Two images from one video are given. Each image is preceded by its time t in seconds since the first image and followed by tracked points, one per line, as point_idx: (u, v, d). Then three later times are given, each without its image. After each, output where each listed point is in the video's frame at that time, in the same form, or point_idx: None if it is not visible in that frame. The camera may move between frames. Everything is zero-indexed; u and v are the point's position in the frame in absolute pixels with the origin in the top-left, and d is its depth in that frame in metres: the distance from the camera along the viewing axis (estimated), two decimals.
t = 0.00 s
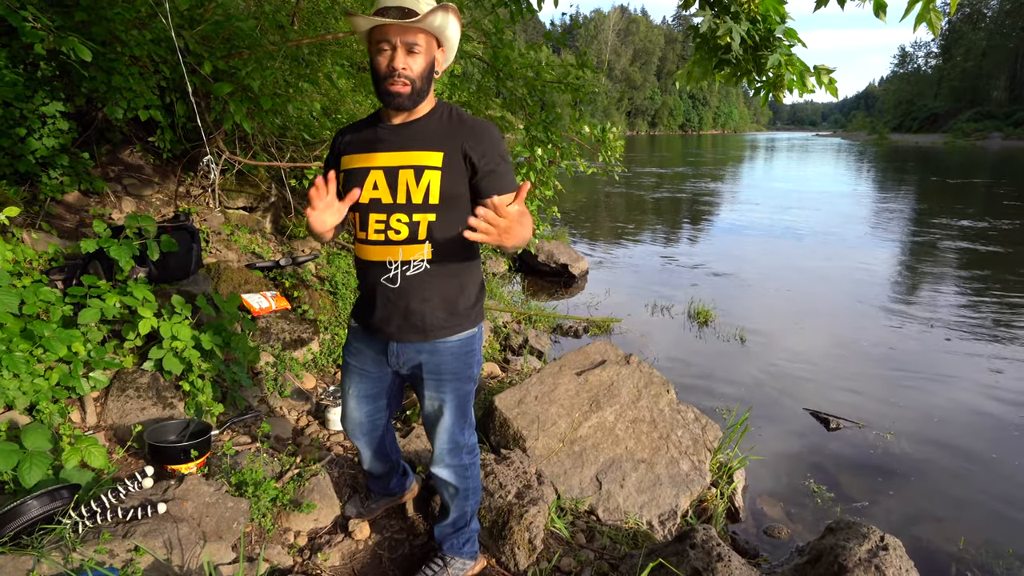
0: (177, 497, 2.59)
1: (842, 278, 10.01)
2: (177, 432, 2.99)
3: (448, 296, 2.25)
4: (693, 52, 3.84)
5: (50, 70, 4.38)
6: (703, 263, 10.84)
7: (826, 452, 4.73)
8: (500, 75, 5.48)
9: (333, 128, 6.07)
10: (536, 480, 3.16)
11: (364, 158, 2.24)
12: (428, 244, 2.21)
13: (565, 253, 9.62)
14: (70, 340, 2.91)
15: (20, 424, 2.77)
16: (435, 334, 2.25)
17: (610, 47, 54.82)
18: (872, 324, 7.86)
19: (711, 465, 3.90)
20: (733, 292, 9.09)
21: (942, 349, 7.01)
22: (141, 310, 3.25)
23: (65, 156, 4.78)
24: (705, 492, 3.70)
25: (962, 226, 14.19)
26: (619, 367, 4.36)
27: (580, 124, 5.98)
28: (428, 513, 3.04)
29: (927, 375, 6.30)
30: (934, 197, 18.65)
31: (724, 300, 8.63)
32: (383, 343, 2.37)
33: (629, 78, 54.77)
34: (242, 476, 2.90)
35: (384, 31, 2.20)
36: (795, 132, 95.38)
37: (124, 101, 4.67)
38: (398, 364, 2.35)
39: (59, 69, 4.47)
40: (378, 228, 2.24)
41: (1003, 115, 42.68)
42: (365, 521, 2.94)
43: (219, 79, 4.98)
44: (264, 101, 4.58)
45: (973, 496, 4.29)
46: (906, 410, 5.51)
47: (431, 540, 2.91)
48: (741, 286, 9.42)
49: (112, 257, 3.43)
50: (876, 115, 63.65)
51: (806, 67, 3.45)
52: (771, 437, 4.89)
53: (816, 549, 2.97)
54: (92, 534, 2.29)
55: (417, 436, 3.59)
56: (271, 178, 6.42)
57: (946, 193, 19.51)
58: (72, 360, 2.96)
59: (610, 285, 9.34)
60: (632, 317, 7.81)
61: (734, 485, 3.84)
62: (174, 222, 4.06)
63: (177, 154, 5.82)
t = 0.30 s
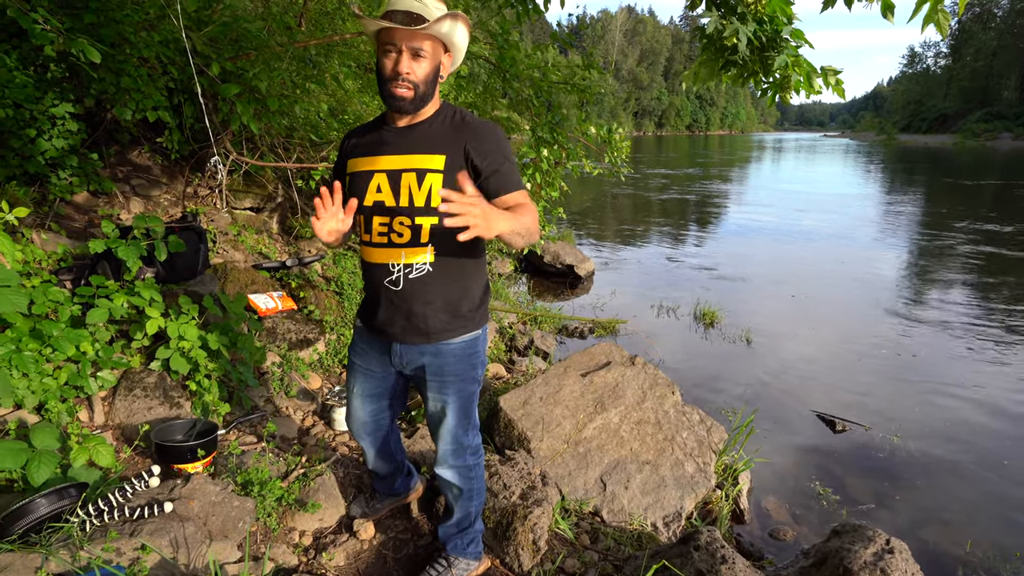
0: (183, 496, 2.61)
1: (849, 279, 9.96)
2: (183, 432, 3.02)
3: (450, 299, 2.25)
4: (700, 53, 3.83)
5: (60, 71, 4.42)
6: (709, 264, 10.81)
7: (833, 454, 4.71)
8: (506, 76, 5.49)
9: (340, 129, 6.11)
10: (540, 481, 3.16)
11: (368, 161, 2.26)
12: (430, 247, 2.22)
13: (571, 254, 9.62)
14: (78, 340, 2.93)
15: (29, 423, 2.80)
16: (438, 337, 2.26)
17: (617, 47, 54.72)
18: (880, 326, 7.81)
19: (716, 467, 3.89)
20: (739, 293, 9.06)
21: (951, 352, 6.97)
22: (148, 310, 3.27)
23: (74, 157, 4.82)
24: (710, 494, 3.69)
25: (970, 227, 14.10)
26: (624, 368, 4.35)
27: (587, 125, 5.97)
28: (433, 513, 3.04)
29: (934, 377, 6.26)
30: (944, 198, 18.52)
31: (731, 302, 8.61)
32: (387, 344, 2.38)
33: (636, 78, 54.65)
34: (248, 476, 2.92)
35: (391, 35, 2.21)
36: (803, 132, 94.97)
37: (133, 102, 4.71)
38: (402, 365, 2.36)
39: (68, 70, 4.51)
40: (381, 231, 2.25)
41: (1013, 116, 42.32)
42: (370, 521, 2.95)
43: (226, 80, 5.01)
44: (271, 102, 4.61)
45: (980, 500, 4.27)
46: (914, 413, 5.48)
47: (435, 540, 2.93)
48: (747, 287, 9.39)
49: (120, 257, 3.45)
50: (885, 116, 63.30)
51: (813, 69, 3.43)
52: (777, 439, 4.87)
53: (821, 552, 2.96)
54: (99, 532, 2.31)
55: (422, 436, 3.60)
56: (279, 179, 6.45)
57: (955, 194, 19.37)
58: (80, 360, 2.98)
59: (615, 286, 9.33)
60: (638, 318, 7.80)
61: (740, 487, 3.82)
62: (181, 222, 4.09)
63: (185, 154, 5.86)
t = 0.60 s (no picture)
0: (192, 490, 2.64)
1: (853, 280, 9.95)
2: (191, 428, 3.05)
3: (458, 295, 2.28)
4: (704, 53, 3.85)
5: (69, 71, 4.46)
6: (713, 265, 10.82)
7: (836, 454, 4.72)
8: (511, 76, 5.52)
9: (345, 129, 6.16)
10: (545, 478, 3.18)
11: (376, 159, 2.28)
12: (440, 244, 2.25)
13: (574, 254, 9.63)
14: (88, 336, 2.96)
15: (39, 418, 2.83)
16: (446, 333, 2.29)
17: (621, 48, 54.70)
18: (884, 327, 7.81)
19: (720, 466, 3.91)
20: (743, 294, 9.06)
21: (954, 353, 6.97)
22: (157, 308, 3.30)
23: (82, 156, 4.87)
24: (713, 492, 3.71)
25: (975, 229, 14.07)
26: (628, 367, 4.38)
27: (590, 125, 6.00)
28: (438, 509, 3.07)
29: (938, 378, 6.26)
30: (949, 200, 18.47)
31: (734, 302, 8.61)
32: (395, 341, 2.41)
33: (640, 79, 54.63)
34: (255, 471, 2.95)
35: (398, 35, 2.24)
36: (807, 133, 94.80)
37: (140, 102, 4.74)
38: (409, 361, 2.39)
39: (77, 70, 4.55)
40: (390, 228, 2.27)
41: (1019, 117, 42.17)
42: (376, 516, 2.98)
43: (233, 80, 5.05)
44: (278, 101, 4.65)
45: (983, 499, 4.27)
46: (917, 414, 5.49)
47: (440, 535, 2.96)
48: (751, 288, 9.39)
49: (129, 255, 3.48)
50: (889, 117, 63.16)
51: (817, 69, 3.45)
52: (780, 438, 4.88)
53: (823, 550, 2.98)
54: (110, 525, 2.34)
55: (427, 433, 3.62)
56: (284, 179, 6.48)
57: (960, 195, 19.34)
58: (89, 356, 3.01)
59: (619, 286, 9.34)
60: (641, 318, 7.81)
61: (743, 485, 3.84)
62: (188, 221, 4.12)
63: (191, 154, 5.90)
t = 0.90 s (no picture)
0: (207, 484, 2.69)
1: (855, 281, 9.99)
2: (204, 424, 3.10)
3: (469, 294, 2.32)
4: (707, 55, 3.89)
5: (80, 72, 4.50)
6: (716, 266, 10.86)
7: (839, 452, 4.76)
8: (515, 78, 5.55)
9: (350, 129, 6.22)
10: (552, 474, 3.22)
11: (389, 161, 2.33)
12: (451, 243, 2.29)
13: (577, 254, 9.67)
14: (103, 334, 3.00)
15: (56, 414, 2.88)
16: (458, 330, 2.33)
17: (623, 49, 54.72)
18: (886, 328, 7.85)
19: (724, 463, 3.95)
20: (745, 295, 9.10)
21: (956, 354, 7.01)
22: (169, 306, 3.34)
23: (93, 156, 4.92)
24: (717, 489, 3.75)
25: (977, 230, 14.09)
26: (633, 365, 4.42)
27: (594, 126, 6.04)
28: (447, 505, 3.12)
29: (940, 379, 6.30)
30: (951, 201, 18.48)
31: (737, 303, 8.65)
32: (408, 337, 2.46)
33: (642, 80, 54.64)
34: (268, 467, 3.00)
35: (408, 36, 2.28)
36: (809, 134, 94.75)
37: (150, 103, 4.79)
38: (422, 357, 2.44)
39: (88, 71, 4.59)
40: (403, 229, 2.33)
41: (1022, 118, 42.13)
42: (386, 511, 3.02)
43: (241, 81, 5.10)
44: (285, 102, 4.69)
45: (985, 498, 4.31)
46: (919, 413, 5.52)
47: (450, 530, 3.00)
48: (754, 289, 9.43)
49: (141, 254, 3.52)
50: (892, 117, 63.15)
51: (820, 71, 3.49)
52: (783, 437, 4.92)
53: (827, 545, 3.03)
54: (129, 517, 2.39)
55: (435, 431, 3.67)
56: (291, 179, 6.53)
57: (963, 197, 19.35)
58: (104, 353, 3.06)
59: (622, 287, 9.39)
60: (644, 318, 7.85)
61: (747, 482, 3.88)
62: (198, 220, 4.16)
63: (199, 155, 5.96)
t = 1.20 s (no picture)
0: (228, 477, 2.75)
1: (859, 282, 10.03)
2: (223, 418, 3.15)
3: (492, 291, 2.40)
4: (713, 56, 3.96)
5: (96, 73, 4.57)
6: (720, 266, 10.91)
7: (844, 450, 4.81)
8: (522, 79, 5.61)
9: (358, 129, 6.29)
10: (564, 469, 3.27)
11: (415, 159, 2.38)
12: (477, 242, 2.36)
13: (583, 255, 9.73)
14: (124, 329, 3.06)
15: (79, 408, 2.94)
16: (479, 326, 2.40)
17: (626, 50, 54.75)
18: (890, 329, 7.90)
19: (731, 460, 4.00)
20: (750, 295, 9.15)
21: (959, 355, 7.06)
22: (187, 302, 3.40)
23: (107, 156, 4.99)
24: (725, 485, 3.80)
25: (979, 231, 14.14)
26: (641, 363, 4.48)
27: (600, 127, 6.10)
28: (461, 499, 3.17)
29: (943, 379, 6.35)
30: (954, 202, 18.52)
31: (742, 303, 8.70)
32: (427, 333, 2.53)
33: (645, 81, 54.63)
34: (286, 460, 3.06)
35: (429, 38, 2.33)
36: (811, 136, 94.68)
37: (164, 103, 4.84)
38: (441, 353, 2.51)
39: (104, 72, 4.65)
40: (430, 227, 2.38)
41: None
42: (400, 505, 3.08)
43: (252, 82, 5.17)
44: (296, 103, 4.77)
45: (989, 496, 4.35)
46: (923, 414, 5.57)
47: (463, 523, 3.06)
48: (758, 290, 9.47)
49: (159, 252, 3.57)
50: (895, 119, 63.12)
51: (826, 73, 3.53)
52: (789, 435, 4.97)
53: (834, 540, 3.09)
54: (153, 507, 2.45)
55: (447, 426, 3.74)
56: (300, 179, 6.60)
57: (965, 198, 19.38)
58: (124, 348, 3.12)
59: (627, 287, 9.44)
60: (650, 318, 7.91)
61: (754, 479, 3.93)
62: (214, 218, 4.21)
63: (210, 154, 6.03)
